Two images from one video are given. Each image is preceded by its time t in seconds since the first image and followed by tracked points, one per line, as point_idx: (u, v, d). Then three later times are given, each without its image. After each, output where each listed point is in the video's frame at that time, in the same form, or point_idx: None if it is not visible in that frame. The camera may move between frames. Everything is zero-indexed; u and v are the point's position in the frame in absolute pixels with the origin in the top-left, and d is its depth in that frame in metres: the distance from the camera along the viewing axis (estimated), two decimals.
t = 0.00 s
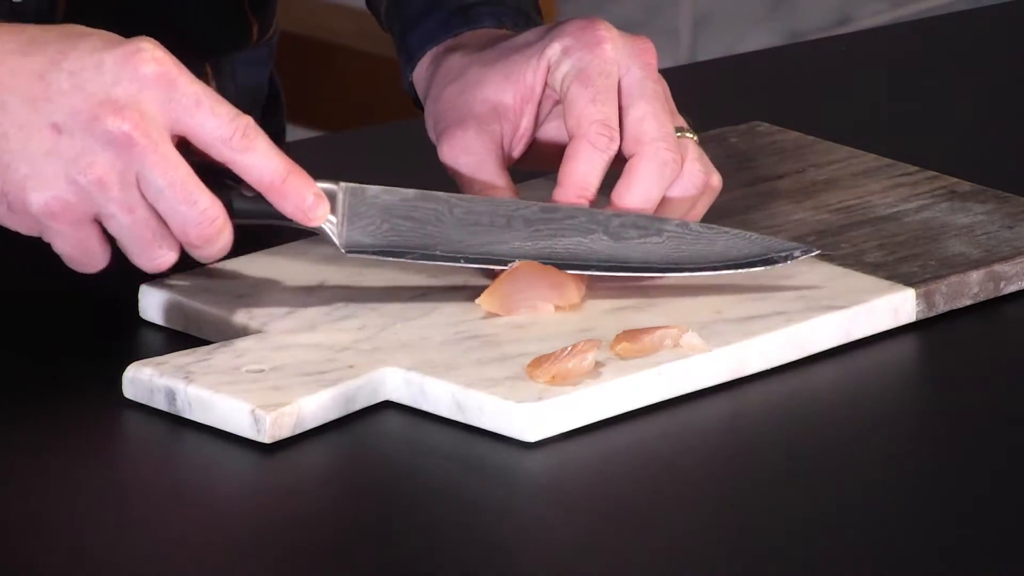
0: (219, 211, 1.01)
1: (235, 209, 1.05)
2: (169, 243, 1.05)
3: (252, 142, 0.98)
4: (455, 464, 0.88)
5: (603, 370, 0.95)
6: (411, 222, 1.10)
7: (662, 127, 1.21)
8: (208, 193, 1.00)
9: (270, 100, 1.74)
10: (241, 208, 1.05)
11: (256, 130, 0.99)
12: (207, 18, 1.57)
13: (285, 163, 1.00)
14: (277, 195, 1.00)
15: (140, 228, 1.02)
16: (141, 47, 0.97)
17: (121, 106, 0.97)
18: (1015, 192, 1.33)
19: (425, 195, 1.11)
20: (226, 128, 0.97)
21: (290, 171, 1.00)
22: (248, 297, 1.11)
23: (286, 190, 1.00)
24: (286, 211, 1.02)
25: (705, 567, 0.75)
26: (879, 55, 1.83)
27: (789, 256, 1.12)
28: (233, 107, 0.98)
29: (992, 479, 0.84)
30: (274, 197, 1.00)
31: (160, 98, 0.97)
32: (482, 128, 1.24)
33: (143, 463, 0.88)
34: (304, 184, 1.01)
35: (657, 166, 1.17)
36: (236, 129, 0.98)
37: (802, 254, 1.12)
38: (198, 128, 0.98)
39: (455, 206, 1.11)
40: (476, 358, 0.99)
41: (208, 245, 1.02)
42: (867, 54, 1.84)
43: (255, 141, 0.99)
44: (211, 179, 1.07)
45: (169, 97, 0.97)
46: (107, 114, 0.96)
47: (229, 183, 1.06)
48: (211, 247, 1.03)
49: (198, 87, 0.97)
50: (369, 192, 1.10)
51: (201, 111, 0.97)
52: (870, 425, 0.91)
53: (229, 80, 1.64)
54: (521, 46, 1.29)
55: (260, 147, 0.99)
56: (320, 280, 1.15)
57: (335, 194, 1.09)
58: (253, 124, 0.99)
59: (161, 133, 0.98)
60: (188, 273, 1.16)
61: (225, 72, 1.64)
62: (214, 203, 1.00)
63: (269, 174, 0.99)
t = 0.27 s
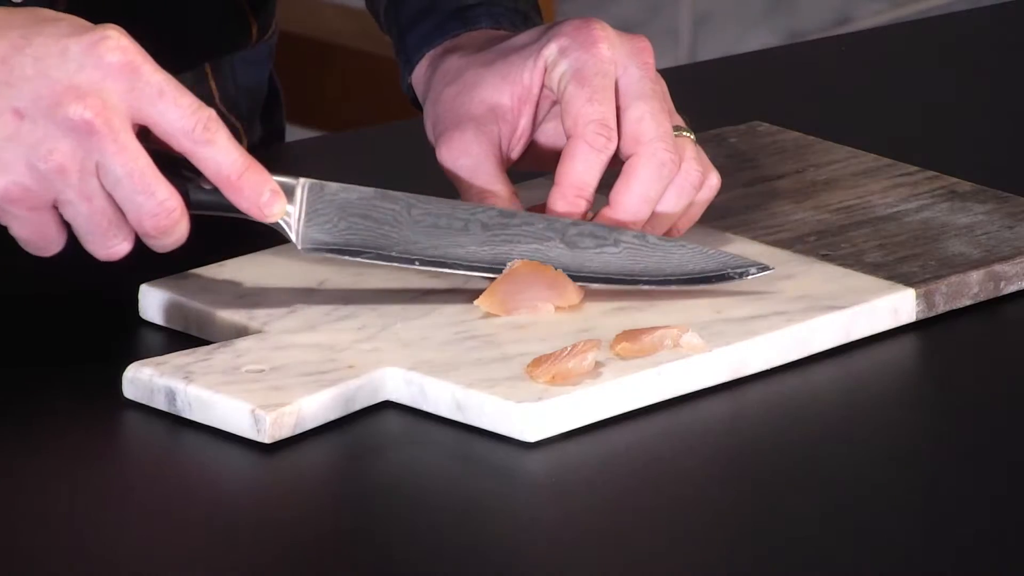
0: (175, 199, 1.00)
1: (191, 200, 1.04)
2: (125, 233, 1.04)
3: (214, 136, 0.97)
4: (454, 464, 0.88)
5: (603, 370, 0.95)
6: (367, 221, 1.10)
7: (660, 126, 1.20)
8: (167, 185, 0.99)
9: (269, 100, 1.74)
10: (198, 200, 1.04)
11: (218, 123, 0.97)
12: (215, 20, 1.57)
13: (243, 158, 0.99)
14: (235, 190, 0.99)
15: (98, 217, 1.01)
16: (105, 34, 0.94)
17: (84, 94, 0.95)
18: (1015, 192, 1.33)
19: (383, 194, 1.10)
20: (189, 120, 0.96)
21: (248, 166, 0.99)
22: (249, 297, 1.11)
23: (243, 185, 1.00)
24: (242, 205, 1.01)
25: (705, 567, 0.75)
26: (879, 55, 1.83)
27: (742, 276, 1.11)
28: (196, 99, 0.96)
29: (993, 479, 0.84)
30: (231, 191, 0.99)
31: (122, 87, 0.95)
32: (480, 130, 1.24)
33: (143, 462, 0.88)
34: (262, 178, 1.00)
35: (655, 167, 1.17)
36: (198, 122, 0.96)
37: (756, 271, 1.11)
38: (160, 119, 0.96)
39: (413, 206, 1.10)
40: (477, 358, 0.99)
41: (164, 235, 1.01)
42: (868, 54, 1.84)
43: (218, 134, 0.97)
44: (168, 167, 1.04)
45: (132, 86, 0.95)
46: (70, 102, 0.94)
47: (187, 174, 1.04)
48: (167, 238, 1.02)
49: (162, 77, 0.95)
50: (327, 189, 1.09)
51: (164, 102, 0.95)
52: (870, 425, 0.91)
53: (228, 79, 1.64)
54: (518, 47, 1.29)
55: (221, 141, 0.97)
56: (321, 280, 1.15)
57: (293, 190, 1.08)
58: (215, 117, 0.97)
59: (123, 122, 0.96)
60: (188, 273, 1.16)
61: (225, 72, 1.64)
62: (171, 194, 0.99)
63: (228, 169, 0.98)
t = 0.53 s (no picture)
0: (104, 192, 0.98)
1: (120, 194, 1.02)
2: (53, 228, 1.03)
3: (146, 135, 0.96)
4: (453, 464, 0.88)
5: (603, 370, 0.95)
6: (299, 224, 1.09)
7: (655, 125, 1.19)
8: (96, 181, 0.97)
9: (269, 101, 1.74)
10: (128, 194, 1.02)
11: (152, 121, 0.96)
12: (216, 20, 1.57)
13: (174, 159, 0.97)
14: (166, 191, 0.98)
15: (26, 210, 1.01)
16: (41, 29, 0.94)
17: (17, 89, 0.93)
18: (1015, 192, 1.33)
19: (318, 197, 1.10)
20: (121, 118, 0.95)
21: (179, 166, 0.98)
22: (249, 297, 1.11)
23: (173, 185, 0.98)
24: (170, 205, 0.99)
25: (705, 567, 0.75)
26: (878, 55, 1.83)
27: (672, 292, 1.09)
28: (131, 96, 0.95)
29: (994, 479, 0.84)
30: (162, 191, 0.98)
31: (55, 83, 0.94)
32: (474, 133, 1.23)
33: (143, 462, 0.88)
34: (194, 179, 0.99)
35: (650, 166, 1.16)
36: (130, 120, 0.95)
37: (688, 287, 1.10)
38: (91, 116, 0.94)
39: (347, 210, 1.11)
40: (477, 358, 0.99)
41: (91, 231, 1.01)
42: (868, 54, 1.84)
43: (151, 132, 0.96)
44: (96, 161, 1.02)
45: (65, 82, 0.94)
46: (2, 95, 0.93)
47: (115, 168, 1.03)
48: (94, 233, 1.01)
49: (98, 74, 0.94)
50: (264, 189, 1.09)
51: (97, 99, 0.94)
52: (870, 425, 0.91)
53: (228, 79, 1.64)
54: (511, 51, 1.29)
55: (154, 139, 0.96)
56: (320, 280, 1.15)
57: (229, 184, 1.06)
58: (149, 115, 0.96)
59: (55, 118, 0.94)
60: (188, 273, 1.16)
61: (224, 72, 1.64)
62: (99, 190, 0.98)
63: (158, 168, 0.97)
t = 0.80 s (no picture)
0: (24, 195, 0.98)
1: (41, 194, 1.00)
2: None
3: (69, 140, 0.94)
4: (452, 465, 0.88)
5: (603, 370, 0.95)
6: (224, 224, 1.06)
7: (655, 125, 1.19)
8: (21, 186, 0.97)
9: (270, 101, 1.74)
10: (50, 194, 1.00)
11: (77, 126, 0.94)
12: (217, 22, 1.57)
13: (96, 165, 0.95)
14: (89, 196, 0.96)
15: None
16: None
17: None
18: (1015, 192, 1.33)
19: (240, 202, 1.09)
20: (43, 124, 0.93)
21: (104, 171, 0.95)
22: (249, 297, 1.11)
23: (96, 191, 0.95)
24: (97, 211, 0.97)
25: (705, 567, 0.75)
26: (879, 55, 1.83)
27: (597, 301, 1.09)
28: (56, 102, 0.93)
29: (994, 479, 0.84)
30: (85, 196, 0.96)
31: None
32: (473, 134, 1.23)
33: (142, 462, 0.88)
34: (119, 185, 0.96)
35: (651, 166, 1.16)
36: (53, 125, 0.93)
37: (609, 296, 1.09)
38: (13, 120, 0.93)
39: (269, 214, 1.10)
40: (477, 358, 0.99)
41: (18, 232, 0.99)
42: (869, 54, 1.84)
43: (74, 137, 0.94)
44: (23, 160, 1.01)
45: None
46: None
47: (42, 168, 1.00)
48: (23, 233, 1.00)
49: (23, 80, 0.93)
50: (186, 193, 1.08)
51: (20, 104, 0.93)
52: (870, 425, 0.91)
53: (228, 80, 1.64)
54: (512, 51, 1.29)
55: (78, 144, 0.94)
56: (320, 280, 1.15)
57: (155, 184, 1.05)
58: (74, 121, 0.94)
59: None
60: (187, 273, 1.15)
61: (223, 72, 1.63)
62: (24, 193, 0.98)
63: (82, 173, 0.95)
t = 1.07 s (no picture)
0: None
1: None
2: None
3: None
4: (452, 464, 0.88)
5: (603, 370, 0.95)
6: (134, 219, 1.06)
7: (656, 126, 1.19)
8: None
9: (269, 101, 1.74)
10: None
11: None
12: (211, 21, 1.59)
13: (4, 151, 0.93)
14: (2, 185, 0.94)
15: None
16: None
17: None
18: (1015, 192, 1.33)
19: (145, 193, 1.08)
20: None
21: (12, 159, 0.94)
22: (250, 297, 1.11)
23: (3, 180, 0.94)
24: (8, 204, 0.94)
25: (704, 567, 0.75)
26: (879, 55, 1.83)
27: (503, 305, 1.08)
28: None
29: (992, 479, 0.84)
30: None
31: None
32: (472, 138, 1.23)
33: (142, 462, 0.88)
34: (31, 173, 0.94)
35: (653, 167, 1.16)
36: None
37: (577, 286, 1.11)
38: None
39: (176, 204, 1.09)
40: (477, 358, 0.99)
41: None
42: (869, 54, 1.84)
43: None
44: None
45: None
46: None
47: None
48: None
49: None
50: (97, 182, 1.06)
51: None
52: (869, 424, 0.91)
53: (228, 79, 1.62)
54: (511, 54, 1.29)
55: None
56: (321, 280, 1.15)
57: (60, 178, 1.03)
58: None
59: None
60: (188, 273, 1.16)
61: (223, 73, 1.62)
62: None
63: None
